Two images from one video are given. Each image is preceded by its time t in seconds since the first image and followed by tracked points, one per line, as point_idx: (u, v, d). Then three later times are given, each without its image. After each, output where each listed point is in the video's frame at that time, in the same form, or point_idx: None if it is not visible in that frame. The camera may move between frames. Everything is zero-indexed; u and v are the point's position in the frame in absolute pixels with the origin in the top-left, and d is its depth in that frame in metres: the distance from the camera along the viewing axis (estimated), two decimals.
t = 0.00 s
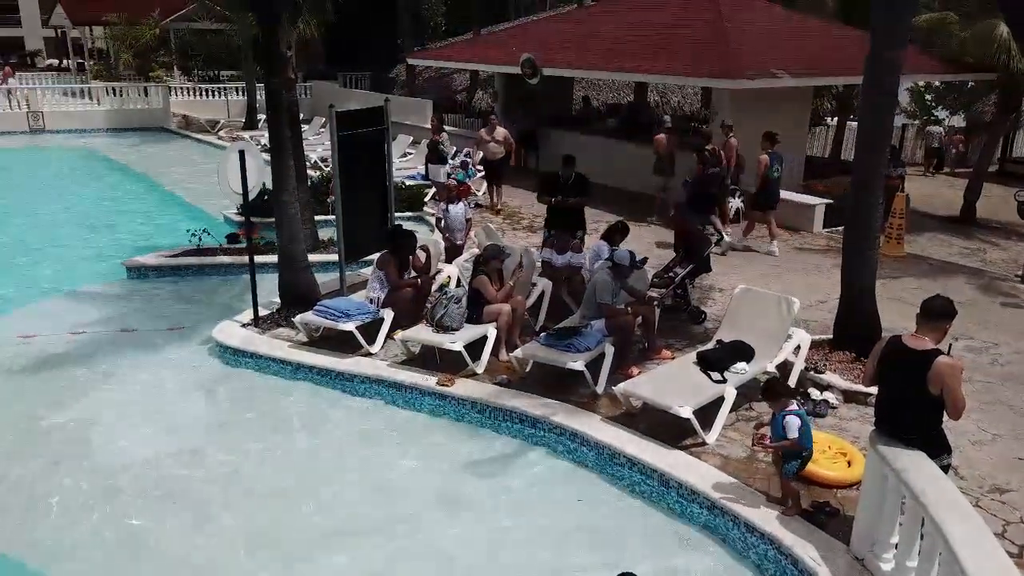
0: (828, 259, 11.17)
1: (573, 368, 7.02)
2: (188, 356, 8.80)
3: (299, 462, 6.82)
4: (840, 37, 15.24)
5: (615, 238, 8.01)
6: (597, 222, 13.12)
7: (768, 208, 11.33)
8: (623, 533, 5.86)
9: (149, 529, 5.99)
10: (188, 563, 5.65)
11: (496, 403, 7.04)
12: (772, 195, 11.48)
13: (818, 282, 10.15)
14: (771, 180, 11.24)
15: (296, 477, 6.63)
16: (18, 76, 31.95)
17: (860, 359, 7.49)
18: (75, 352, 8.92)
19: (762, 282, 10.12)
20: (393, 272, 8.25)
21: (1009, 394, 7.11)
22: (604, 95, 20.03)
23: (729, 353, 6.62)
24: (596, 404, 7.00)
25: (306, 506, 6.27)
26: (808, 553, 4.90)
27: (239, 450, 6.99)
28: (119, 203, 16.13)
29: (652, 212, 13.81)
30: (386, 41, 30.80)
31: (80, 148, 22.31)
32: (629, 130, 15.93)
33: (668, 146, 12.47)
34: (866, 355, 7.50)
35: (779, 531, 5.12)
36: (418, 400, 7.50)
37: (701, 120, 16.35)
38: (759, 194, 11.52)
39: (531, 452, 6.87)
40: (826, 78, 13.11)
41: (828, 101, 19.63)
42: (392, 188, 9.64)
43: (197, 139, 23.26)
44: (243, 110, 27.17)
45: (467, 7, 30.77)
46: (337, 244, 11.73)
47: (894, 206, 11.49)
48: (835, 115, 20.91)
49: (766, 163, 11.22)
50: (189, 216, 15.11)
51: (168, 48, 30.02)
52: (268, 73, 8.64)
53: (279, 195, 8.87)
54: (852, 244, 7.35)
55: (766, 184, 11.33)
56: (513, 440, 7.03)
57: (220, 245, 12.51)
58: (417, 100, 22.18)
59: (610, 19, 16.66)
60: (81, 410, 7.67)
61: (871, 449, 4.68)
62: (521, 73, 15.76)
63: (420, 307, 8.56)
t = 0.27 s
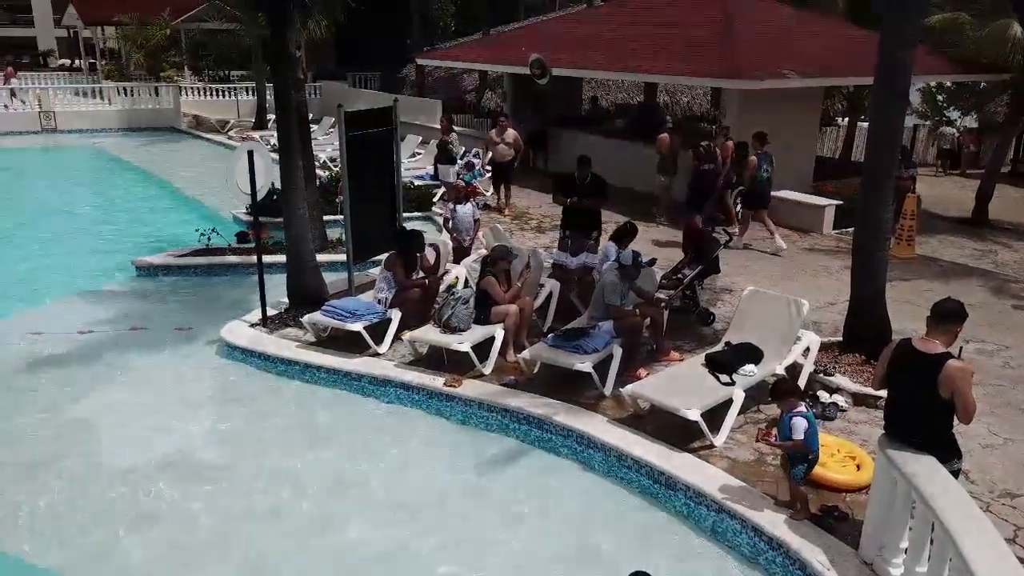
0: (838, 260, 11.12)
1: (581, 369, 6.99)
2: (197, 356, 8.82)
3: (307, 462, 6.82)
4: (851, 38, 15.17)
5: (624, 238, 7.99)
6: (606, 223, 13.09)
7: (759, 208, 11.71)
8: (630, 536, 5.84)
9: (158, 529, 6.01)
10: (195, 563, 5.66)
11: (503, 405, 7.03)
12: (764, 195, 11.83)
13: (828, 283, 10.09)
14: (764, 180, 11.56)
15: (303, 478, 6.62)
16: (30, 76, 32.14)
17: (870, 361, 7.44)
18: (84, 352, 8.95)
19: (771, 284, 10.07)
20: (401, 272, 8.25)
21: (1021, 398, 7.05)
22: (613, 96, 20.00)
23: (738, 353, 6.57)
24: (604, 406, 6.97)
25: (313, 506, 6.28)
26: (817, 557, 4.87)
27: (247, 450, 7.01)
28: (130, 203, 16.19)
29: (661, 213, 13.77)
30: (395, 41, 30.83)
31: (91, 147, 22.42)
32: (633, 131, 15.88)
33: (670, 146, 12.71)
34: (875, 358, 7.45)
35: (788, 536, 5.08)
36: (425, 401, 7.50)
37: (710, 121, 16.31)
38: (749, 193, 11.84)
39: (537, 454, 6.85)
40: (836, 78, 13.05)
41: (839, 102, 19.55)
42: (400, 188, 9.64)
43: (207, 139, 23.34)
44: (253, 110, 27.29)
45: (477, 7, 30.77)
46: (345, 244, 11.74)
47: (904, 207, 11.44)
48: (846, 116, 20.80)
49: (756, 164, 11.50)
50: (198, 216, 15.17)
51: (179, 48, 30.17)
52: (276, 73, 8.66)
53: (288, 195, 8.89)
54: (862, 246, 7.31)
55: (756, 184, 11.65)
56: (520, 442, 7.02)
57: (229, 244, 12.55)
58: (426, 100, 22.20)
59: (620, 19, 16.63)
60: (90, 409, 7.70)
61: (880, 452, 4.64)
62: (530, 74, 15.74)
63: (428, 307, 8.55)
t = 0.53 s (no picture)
0: (842, 261, 11.09)
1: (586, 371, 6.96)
2: (202, 356, 8.83)
3: (311, 463, 6.83)
4: (857, 38, 15.13)
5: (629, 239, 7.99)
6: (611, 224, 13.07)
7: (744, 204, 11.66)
8: (634, 538, 5.83)
9: (162, 529, 6.02)
10: (199, 562, 5.67)
11: (507, 406, 7.03)
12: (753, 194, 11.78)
13: (833, 285, 10.06)
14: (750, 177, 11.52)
15: (307, 478, 6.63)
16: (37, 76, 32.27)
17: (875, 364, 7.42)
18: (89, 352, 8.97)
19: (776, 285, 10.04)
20: (405, 273, 8.24)
21: None
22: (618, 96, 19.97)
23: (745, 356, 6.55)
24: (608, 407, 6.96)
25: (316, 506, 6.29)
26: (821, 560, 4.85)
27: (251, 451, 7.01)
28: (135, 203, 16.22)
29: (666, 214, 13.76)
30: (400, 42, 30.87)
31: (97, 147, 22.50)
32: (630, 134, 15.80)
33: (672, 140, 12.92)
34: (881, 359, 7.42)
35: (792, 539, 5.07)
36: (429, 402, 7.50)
37: (715, 121, 16.29)
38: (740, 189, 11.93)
39: (541, 455, 6.85)
40: (842, 78, 13.01)
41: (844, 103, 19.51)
42: (404, 188, 9.64)
43: (213, 139, 23.39)
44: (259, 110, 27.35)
45: (483, 7, 30.76)
46: (350, 245, 11.76)
47: (910, 208, 11.40)
48: (851, 116, 20.76)
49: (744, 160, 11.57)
50: (204, 216, 15.21)
51: (185, 48, 30.23)
52: (281, 73, 8.66)
53: (293, 196, 8.89)
54: (867, 247, 7.29)
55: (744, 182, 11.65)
56: (524, 443, 7.02)
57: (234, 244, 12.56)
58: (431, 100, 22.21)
59: (625, 20, 16.62)
60: (96, 408, 7.73)
61: (885, 455, 4.62)
62: (535, 74, 15.74)
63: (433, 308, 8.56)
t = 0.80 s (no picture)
0: (849, 263, 11.06)
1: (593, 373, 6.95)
2: (209, 356, 8.86)
3: (317, 464, 6.84)
4: (864, 39, 15.10)
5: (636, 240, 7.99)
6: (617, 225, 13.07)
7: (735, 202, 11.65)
8: (640, 541, 5.82)
9: (169, 529, 6.03)
10: (205, 563, 5.69)
11: (513, 408, 7.03)
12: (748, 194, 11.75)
13: (840, 287, 10.04)
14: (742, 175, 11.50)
15: (313, 479, 6.64)
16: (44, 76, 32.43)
17: (882, 366, 7.40)
18: (97, 352, 9.00)
19: (783, 287, 10.02)
20: (411, 274, 8.25)
21: None
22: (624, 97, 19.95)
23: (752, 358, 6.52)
24: (615, 409, 6.95)
25: (322, 507, 6.30)
26: (828, 564, 4.84)
27: (258, 451, 7.02)
28: (142, 203, 16.27)
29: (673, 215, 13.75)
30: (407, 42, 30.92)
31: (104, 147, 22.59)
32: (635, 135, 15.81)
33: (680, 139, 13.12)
34: (888, 362, 7.40)
35: (799, 542, 5.06)
36: (436, 403, 7.50)
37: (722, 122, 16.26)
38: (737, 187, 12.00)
39: (547, 457, 6.85)
40: (849, 79, 12.98)
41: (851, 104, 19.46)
42: (411, 189, 9.65)
43: (220, 139, 23.46)
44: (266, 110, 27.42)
45: (489, 7, 30.76)
46: (356, 245, 11.77)
47: (918, 210, 11.36)
48: (858, 117, 20.71)
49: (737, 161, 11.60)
50: (211, 216, 15.24)
51: (192, 48, 30.33)
52: (288, 74, 8.68)
53: (299, 197, 8.90)
54: (874, 248, 7.27)
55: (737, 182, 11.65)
56: (530, 445, 7.02)
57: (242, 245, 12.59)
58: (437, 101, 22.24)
59: (631, 20, 16.61)
60: (102, 408, 7.75)
61: (893, 459, 4.60)
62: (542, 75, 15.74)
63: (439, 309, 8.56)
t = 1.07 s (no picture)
0: (860, 264, 11.01)
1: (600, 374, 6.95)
2: (219, 355, 8.89)
3: (327, 463, 6.86)
4: (875, 39, 15.04)
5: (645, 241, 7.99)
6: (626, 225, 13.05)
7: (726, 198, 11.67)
8: (649, 542, 5.81)
9: (179, 528, 6.06)
10: (214, 562, 5.71)
11: (522, 408, 7.04)
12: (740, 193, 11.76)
13: (851, 288, 9.99)
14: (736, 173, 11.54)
15: (322, 478, 6.66)
16: (57, 76, 32.64)
17: (893, 368, 7.36)
18: (108, 351, 9.05)
19: (793, 288, 9.99)
20: (420, 274, 8.26)
21: None
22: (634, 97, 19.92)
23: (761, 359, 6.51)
24: (624, 410, 6.94)
25: (331, 507, 6.31)
26: (837, 567, 4.82)
27: (267, 450, 7.05)
28: (153, 202, 16.34)
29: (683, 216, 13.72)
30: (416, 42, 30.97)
31: (115, 147, 22.71)
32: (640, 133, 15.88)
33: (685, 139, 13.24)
34: (899, 364, 7.36)
35: (808, 544, 5.04)
36: (445, 403, 7.51)
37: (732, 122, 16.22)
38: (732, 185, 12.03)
39: (556, 458, 6.85)
40: (859, 79, 12.92)
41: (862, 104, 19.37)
42: (421, 189, 9.65)
43: (230, 139, 23.55)
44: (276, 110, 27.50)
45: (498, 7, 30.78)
46: (366, 245, 11.79)
47: (930, 211, 11.30)
48: (869, 117, 20.61)
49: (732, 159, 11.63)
50: (221, 216, 15.30)
51: (203, 48, 30.45)
52: (299, 74, 8.71)
53: (309, 197, 8.93)
54: (885, 249, 7.23)
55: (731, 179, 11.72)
56: (539, 445, 7.02)
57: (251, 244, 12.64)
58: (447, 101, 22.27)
59: (641, 20, 16.59)
60: (113, 406, 7.79)
61: (903, 462, 4.58)
62: (551, 75, 15.73)
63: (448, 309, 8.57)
